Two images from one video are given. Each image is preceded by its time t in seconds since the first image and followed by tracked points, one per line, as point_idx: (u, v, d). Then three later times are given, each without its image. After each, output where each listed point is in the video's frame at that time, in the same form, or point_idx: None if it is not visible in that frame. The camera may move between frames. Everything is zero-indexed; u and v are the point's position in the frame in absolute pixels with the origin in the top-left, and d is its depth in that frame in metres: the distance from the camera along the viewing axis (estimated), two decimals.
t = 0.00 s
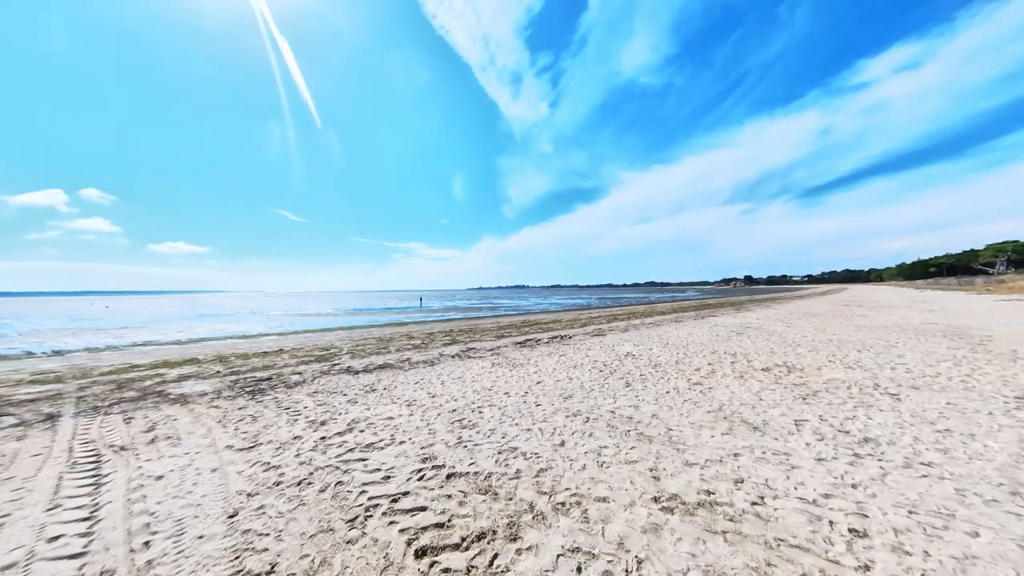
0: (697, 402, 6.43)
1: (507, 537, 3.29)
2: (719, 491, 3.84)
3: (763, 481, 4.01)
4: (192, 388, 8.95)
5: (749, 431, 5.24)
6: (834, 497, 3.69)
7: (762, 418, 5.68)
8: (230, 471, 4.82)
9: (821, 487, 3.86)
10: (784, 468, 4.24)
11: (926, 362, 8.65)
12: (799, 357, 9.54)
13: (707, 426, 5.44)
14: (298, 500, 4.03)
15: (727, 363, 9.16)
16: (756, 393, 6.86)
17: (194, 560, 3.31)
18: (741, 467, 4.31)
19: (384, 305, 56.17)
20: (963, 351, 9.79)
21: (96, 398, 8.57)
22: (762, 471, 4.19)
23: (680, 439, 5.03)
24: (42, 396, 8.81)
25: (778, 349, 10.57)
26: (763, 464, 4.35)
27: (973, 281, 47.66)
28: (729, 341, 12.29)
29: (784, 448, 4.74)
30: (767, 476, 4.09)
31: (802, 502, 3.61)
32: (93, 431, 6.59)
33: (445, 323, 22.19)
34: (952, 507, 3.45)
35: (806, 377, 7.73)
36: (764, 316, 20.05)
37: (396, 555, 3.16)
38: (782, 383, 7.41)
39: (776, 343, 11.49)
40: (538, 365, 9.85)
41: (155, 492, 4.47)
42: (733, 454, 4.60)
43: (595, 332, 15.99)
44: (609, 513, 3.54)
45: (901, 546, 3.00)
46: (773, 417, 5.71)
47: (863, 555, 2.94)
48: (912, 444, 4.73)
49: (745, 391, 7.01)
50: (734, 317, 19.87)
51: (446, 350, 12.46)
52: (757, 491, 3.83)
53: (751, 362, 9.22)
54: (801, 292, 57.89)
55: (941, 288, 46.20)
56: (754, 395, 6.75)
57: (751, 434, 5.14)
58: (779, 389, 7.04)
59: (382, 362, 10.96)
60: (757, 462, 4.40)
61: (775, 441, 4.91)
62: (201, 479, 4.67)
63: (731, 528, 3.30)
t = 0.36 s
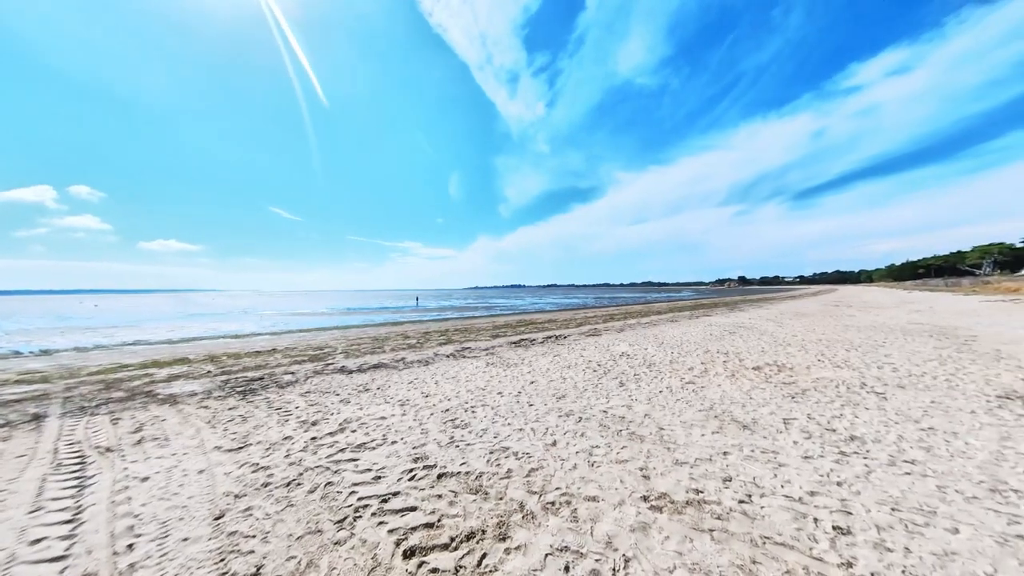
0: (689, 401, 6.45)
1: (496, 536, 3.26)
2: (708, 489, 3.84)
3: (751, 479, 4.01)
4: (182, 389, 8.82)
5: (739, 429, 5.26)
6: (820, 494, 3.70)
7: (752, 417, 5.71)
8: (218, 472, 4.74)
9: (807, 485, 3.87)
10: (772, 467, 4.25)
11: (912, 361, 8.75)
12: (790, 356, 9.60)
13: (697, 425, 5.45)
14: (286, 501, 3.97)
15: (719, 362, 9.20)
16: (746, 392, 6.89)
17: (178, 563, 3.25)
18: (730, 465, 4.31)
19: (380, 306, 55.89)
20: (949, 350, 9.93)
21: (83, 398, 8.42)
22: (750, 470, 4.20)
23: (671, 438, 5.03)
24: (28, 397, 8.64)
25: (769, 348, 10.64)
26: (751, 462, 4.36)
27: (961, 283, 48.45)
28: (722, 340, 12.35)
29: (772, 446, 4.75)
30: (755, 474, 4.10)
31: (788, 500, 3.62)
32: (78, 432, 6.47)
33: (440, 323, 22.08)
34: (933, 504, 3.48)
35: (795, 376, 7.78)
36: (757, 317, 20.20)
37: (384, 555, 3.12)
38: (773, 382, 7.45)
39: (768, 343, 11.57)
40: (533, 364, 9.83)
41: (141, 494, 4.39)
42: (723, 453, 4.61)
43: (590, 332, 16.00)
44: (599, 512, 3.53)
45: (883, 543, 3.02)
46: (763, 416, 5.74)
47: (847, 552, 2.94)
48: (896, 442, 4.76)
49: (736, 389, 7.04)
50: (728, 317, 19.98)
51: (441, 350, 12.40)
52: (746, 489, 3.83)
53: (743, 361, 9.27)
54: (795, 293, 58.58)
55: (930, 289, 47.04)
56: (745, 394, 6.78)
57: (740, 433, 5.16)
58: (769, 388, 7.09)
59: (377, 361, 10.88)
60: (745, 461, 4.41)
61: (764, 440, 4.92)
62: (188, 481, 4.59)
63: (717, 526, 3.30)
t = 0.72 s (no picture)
0: (681, 400, 6.48)
1: (486, 535, 3.25)
2: (697, 487, 3.85)
3: (740, 477, 4.03)
4: (173, 388, 8.72)
5: (730, 428, 5.29)
6: (807, 491, 3.73)
7: (743, 415, 5.74)
8: (207, 472, 4.69)
9: (795, 482, 3.90)
10: (761, 464, 4.27)
11: (901, 360, 8.86)
12: (782, 355, 9.67)
13: (689, 423, 5.47)
14: (275, 502, 3.93)
15: (712, 362, 9.26)
16: (738, 391, 6.93)
17: (165, 564, 3.20)
18: (720, 463, 4.33)
19: (375, 305, 55.60)
20: (936, 349, 10.07)
21: (72, 398, 8.30)
22: (740, 467, 4.22)
23: (662, 437, 5.05)
24: (14, 396, 8.49)
25: (762, 348, 10.71)
26: (741, 460, 4.38)
27: (950, 284, 49.11)
28: (716, 340, 12.43)
29: (762, 444, 4.79)
30: (744, 472, 4.12)
31: (776, 497, 3.64)
32: (65, 432, 6.36)
33: (434, 322, 22.01)
34: (917, 500, 3.52)
35: (786, 375, 7.84)
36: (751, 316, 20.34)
37: (372, 556, 3.10)
38: (765, 381, 7.50)
39: (761, 342, 11.68)
40: (527, 364, 9.83)
41: (128, 494, 4.33)
42: (713, 451, 4.63)
43: (586, 331, 16.04)
44: (589, 511, 3.53)
45: (867, 539, 3.05)
46: (754, 414, 5.78)
47: (831, 548, 2.97)
48: (883, 439, 4.82)
49: (728, 388, 7.08)
50: (722, 317, 20.10)
51: (436, 350, 12.36)
52: (735, 487, 3.85)
53: (736, 360, 9.33)
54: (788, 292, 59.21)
55: (920, 289, 47.65)
56: (736, 393, 6.82)
57: (731, 431, 5.19)
58: (760, 387, 7.14)
59: (371, 361, 10.82)
60: (735, 459, 4.44)
61: (754, 438, 4.96)
62: (177, 481, 4.54)
63: (706, 523, 3.31)
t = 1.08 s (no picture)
0: (674, 399, 6.53)
1: (479, 533, 3.26)
2: (689, 485, 3.89)
3: (731, 474, 4.08)
4: (165, 388, 8.62)
5: (722, 426, 5.34)
6: (796, 488, 3.77)
7: (735, 413, 5.80)
8: (199, 472, 4.65)
9: (784, 479, 3.95)
10: (752, 462, 4.32)
11: (889, 359, 9.00)
12: (774, 354, 9.77)
13: (682, 422, 5.52)
14: (267, 501, 3.91)
15: (705, 361, 9.34)
16: (731, 389, 7.00)
17: (156, 564, 3.17)
18: (711, 461, 4.38)
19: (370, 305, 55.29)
20: (923, 348, 10.24)
21: (61, 397, 8.17)
22: (731, 465, 4.27)
23: (655, 435, 5.08)
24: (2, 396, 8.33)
25: (755, 347, 10.82)
26: (732, 458, 4.42)
27: (939, 284, 49.83)
28: (709, 339, 12.53)
29: (753, 442, 4.84)
30: (735, 469, 4.16)
31: (765, 494, 3.69)
32: (54, 432, 6.26)
33: (430, 322, 21.95)
34: (901, 496, 3.58)
35: (778, 374, 7.93)
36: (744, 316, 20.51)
37: (365, 554, 3.09)
38: (757, 380, 7.57)
39: (753, 341, 11.81)
40: (523, 363, 9.85)
41: (120, 494, 4.28)
42: (705, 449, 4.67)
43: (581, 331, 16.08)
44: (582, 508, 3.55)
45: (852, 534, 3.10)
46: (745, 412, 5.84)
47: (818, 543, 3.01)
48: (869, 436, 4.89)
49: (720, 387, 7.14)
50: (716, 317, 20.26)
51: (432, 349, 12.33)
52: (726, 484, 3.89)
53: (729, 359, 9.41)
54: (780, 292, 59.96)
55: (910, 289, 48.33)
56: (729, 391, 6.89)
57: (723, 429, 5.24)
58: (752, 385, 7.21)
59: (366, 360, 10.77)
60: (726, 456, 4.48)
61: (745, 436, 5.01)
62: (169, 481, 4.49)
63: (697, 520, 3.34)
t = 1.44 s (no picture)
0: (668, 398, 6.57)
1: (473, 532, 3.26)
2: (680, 482, 3.92)
3: (721, 472, 4.11)
4: (157, 388, 8.52)
5: (714, 425, 5.39)
6: (785, 485, 3.82)
7: (727, 412, 5.86)
8: (192, 472, 4.60)
9: (774, 476, 3.99)
10: (743, 460, 4.36)
11: (878, 358, 9.13)
12: (767, 354, 9.87)
13: (675, 421, 5.55)
14: (260, 501, 3.88)
15: (698, 360, 9.41)
16: (723, 389, 7.06)
17: (146, 565, 3.14)
18: (702, 459, 4.41)
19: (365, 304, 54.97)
20: (911, 347, 10.40)
21: (50, 397, 8.05)
22: (722, 463, 4.30)
23: (648, 434, 5.12)
24: None
25: (748, 346, 10.92)
26: (724, 456, 4.46)
27: (928, 285, 50.53)
28: (703, 339, 12.61)
29: (745, 440, 4.89)
30: (725, 467, 4.20)
31: (755, 491, 3.73)
32: (42, 433, 6.16)
33: (426, 321, 21.88)
34: (886, 492, 3.64)
35: (770, 373, 8.01)
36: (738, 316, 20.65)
37: (358, 554, 3.08)
38: (749, 379, 7.64)
39: (747, 341, 11.92)
40: (518, 362, 9.86)
41: (111, 495, 4.23)
42: (697, 447, 4.71)
43: (577, 330, 16.11)
44: (575, 506, 3.57)
45: (838, 529, 3.14)
46: (737, 411, 5.89)
47: (805, 539, 3.05)
48: (857, 434, 4.96)
49: (713, 386, 7.21)
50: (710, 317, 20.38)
51: (427, 348, 12.30)
52: (717, 482, 3.92)
53: (722, 359, 9.49)
54: (773, 292, 60.39)
55: (900, 290, 48.99)
56: (721, 390, 6.95)
57: (715, 428, 5.29)
58: (744, 385, 7.29)
59: (361, 360, 10.71)
60: (718, 454, 4.52)
61: (737, 434, 5.06)
62: (161, 481, 4.45)
63: (687, 517, 3.37)
